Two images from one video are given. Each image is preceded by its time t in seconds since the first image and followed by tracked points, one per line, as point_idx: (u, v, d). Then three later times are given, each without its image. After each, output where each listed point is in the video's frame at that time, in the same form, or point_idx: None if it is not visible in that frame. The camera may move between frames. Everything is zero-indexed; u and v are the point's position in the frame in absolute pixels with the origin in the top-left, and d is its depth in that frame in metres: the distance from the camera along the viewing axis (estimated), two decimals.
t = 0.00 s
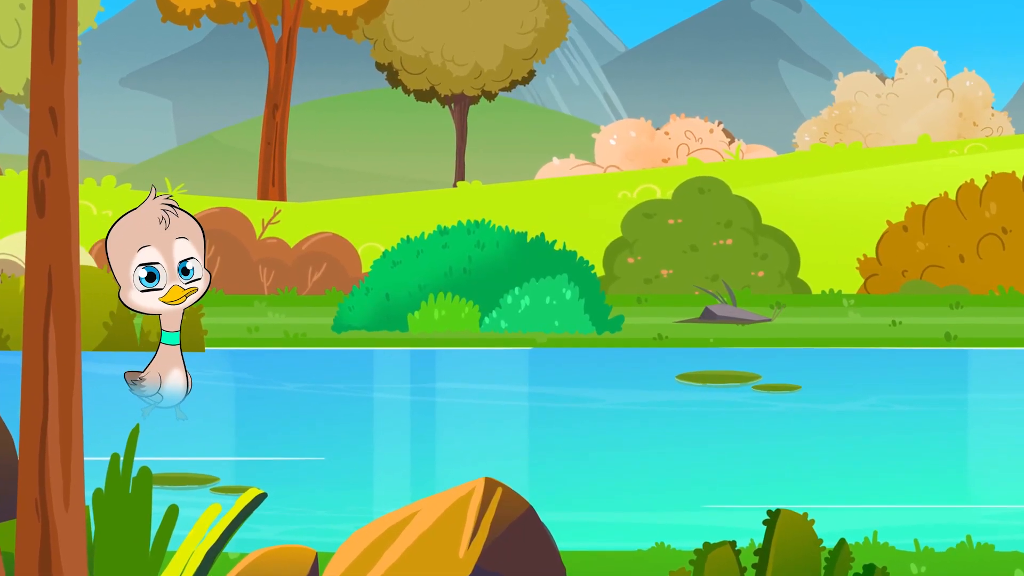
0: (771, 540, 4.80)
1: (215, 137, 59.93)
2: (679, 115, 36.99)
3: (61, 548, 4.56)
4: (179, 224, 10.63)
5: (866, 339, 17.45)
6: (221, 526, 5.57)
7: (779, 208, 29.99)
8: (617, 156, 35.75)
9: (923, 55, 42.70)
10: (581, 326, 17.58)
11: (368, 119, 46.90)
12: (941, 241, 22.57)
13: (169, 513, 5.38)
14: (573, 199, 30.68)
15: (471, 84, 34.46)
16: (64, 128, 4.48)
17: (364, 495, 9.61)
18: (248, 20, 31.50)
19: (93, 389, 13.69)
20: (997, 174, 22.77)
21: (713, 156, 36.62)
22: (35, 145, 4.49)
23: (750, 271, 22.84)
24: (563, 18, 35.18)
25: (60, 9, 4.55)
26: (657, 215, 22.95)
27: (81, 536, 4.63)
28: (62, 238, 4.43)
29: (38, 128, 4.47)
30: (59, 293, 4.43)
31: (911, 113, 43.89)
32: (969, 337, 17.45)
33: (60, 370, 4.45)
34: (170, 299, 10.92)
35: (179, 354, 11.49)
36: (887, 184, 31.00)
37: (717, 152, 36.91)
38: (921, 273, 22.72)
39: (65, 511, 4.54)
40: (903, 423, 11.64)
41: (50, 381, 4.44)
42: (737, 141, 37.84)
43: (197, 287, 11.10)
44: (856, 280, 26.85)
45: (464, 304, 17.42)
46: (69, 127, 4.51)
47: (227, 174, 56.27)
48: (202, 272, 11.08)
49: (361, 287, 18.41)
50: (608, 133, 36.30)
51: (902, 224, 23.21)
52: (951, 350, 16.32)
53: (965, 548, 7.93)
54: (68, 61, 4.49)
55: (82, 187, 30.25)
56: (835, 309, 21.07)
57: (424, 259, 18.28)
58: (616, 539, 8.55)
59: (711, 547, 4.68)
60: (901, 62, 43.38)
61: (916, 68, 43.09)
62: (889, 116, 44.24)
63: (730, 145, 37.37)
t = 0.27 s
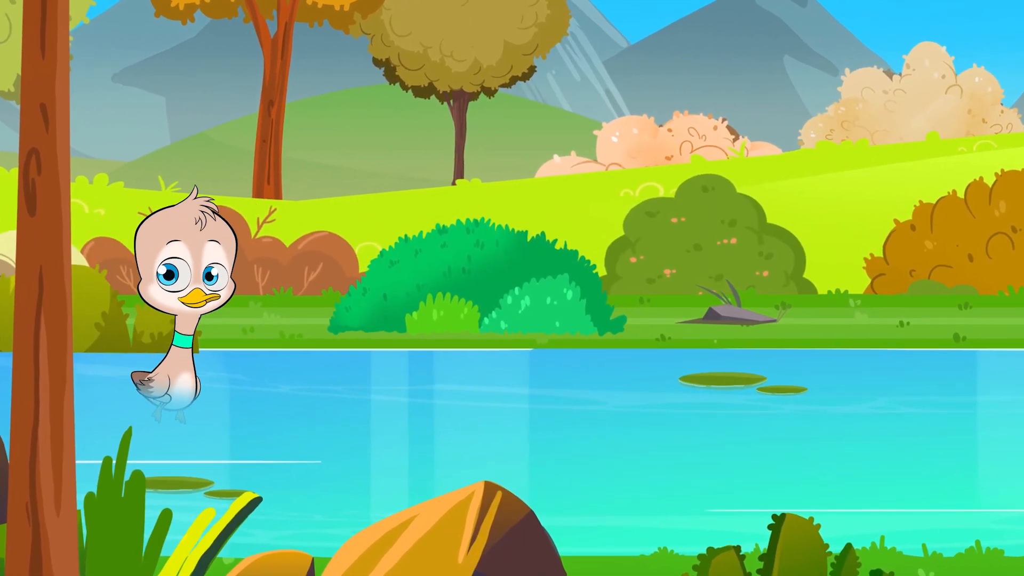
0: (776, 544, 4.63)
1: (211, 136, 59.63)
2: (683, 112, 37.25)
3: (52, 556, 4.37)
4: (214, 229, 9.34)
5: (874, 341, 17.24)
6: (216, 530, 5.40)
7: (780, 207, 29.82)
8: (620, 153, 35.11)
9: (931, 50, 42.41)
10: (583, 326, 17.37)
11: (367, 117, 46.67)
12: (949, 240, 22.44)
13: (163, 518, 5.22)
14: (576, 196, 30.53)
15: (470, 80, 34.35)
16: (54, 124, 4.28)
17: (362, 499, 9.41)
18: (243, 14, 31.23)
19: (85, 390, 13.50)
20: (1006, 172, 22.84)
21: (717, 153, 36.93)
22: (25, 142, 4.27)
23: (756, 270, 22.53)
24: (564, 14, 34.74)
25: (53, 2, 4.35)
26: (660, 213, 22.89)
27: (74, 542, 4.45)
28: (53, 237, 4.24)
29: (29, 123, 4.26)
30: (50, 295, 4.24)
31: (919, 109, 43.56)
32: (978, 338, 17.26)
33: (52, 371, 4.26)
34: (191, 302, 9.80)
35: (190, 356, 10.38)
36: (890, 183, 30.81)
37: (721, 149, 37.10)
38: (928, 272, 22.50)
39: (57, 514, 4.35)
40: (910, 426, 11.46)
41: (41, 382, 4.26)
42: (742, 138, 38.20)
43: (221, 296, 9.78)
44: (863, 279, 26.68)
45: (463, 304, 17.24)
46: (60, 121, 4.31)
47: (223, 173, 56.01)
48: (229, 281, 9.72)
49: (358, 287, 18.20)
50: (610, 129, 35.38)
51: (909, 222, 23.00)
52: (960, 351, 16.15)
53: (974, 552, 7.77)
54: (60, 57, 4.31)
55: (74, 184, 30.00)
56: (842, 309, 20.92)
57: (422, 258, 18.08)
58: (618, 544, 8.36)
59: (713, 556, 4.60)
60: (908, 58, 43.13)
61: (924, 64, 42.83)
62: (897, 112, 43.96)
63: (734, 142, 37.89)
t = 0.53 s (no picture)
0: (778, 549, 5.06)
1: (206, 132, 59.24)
2: (685, 109, 37.04)
3: (44, 556, 4.45)
4: (184, 227, 10.25)
5: (881, 342, 17.09)
6: (212, 533, 5.26)
7: (781, 205, 29.67)
8: (622, 151, 35.04)
9: (937, 45, 41.83)
10: (584, 327, 17.27)
11: (365, 115, 46.46)
12: (956, 240, 22.27)
13: (157, 521, 5.07)
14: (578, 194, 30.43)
15: (469, 76, 34.17)
16: (48, 123, 4.44)
17: (359, 502, 9.27)
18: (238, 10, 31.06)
19: (78, 392, 13.36)
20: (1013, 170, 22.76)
21: (720, 151, 36.90)
22: (18, 141, 4.45)
23: (759, 270, 22.38)
24: (564, 11, 34.74)
25: (45, 6, 4.54)
26: (662, 212, 22.78)
27: (66, 541, 4.54)
28: (45, 236, 4.38)
29: (22, 124, 4.43)
30: (43, 291, 4.38)
31: (926, 106, 42.66)
32: (985, 339, 17.13)
33: (44, 367, 4.38)
34: (176, 302, 10.42)
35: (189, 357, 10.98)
36: (893, 181, 30.67)
37: (724, 147, 37.07)
38: (935, 272, 22.36)
39: (49, 518, 4.45)
40: (916, 428, 11.34)
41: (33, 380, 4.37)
42: (746, 137, 38.12)
43: (205, 290, 10.45)
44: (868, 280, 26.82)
45: (462, 305, 17.12)
46: (53, 122, 4.47)
47: (220, 169, 55.68)
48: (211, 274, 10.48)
49: (355, 286, 18.02)
50: (611, 127, 35.40)
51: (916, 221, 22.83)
52: (966, 352, 16.04)
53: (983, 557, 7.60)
54: (52, 54, 4.47)
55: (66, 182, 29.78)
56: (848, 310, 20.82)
57: (420, 258, 17.88)
58: (619, 548, 8.22)
59: (717, 559, 5.04)
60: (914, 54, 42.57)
61: (930, 59, 42.22)
62: (903, 109, 42.98)
63: (737, 140, 37.58)
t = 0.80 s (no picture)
0: (784, 552, 4.91)
1: (202, 131, 59.07)
2: (688, 107, 36.77)
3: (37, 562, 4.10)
4: (215, 231, 9.27)
5: (887, 342, 16.94)
6: (209, 536, 5.12)
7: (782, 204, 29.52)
8: (623, 149, 35.00)
9: (943, 43, 40.90)
10: (585, 328, 17.10)
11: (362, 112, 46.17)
12: (963, 239, 22.25)
13: (153, 527, 4.89)
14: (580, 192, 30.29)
15: (468, 72, 34.02)
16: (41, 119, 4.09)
17: (357, 506, 9.11)
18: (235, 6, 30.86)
19: (71, 393, 13.22)
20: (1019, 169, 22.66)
21: (724, 149, 36.55)
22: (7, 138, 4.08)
23: (762, 270, 22.29)
24: (565, 9, 34.46)
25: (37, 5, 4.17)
26: (664, 211, 22.61)
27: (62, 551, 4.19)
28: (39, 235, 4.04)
29: (12, 120, 4.07)
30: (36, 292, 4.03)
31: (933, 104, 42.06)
32: (992, 340, 16.98)
33: (37, 368, 4.04)
34: (200, 307, 9.58)
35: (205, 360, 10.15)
36: (894, 180, 30.49)
37: (728, 145, 36.75)
38: (942, 272, 22.27)
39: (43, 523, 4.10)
40: (922, 430, 11.20)
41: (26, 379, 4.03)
42: (749, 134, 37.81)
43: (232, 296, 9.61)
44: (872, 279, 26.81)
45: (461, 305, 16.96)
46: (46, 118, 4.11)
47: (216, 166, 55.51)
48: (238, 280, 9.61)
49: (353, 287, 17.88)
50: (613, 125, 35.48)
51: (922, 220, 22.71)
52: (974, 353, 15.90)
53: (991, 560, 7.46)
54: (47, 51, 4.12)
55: (60, 179, 29.65)
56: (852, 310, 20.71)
57: (419, 257, 17.78)
58: (621, 553, 8.06)
59: (721, 561, 4.94)
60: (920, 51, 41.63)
61: (936, 57, 41.37)
62: (909, 106, 42.56)
63: (741, 137, 37.15)
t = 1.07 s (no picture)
0: (788, 554, 4.80)
1: (201, 129, 58.93)
2: (691, 105, 36.56)
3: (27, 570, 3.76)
4: (240, 230, 9.76)
5: (891, 343, 16.84)
6: (203, 540, 5.00)
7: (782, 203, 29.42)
8: (624, 147, 34.89)
9: (949, 40, 40.27)
10: (586, 328, 16.98)
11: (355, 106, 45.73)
12: (969, 238, 22.12)
13: (149, 531, 4.77)
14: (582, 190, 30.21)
15: (468, 70, 33.87)
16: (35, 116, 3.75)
17: (355, 508, 9.00)
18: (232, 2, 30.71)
19: (67, 394, 13.12)
20: None
21: (727, 146, 36.30)
22: None
23: (766, 269, 22.26)
24: (565, 4, 34.29)
25: None
26: (666, 210, 22.54)
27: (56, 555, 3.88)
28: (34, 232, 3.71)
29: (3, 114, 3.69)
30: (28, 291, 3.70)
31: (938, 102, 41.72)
32: (997, 340, 16.86)
33: (31, 372, 3.71)
34: (215, 307, 9.94)
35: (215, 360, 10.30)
36: (894, 179, 30.37)
37: (730, 143, 36.53)
38: (947, 272, 22.14)
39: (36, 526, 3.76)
40: (926, 432, 11.09)
41: (19, 384, 3.70)
42: (752, 132, 37.50)
43: (247, 299, 10.01)
44: (876, 280, 26.75)
45: (460, 306, 16.85)
46: (40, 114, 3.79)
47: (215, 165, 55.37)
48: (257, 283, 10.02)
49: (351, 287, 17.77)
50: (614, 123, 35.41)
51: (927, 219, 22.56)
52: (980, 354, 15.79)
53: (998, 563, 7.34)
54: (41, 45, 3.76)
55: (55, 178, 29.57)
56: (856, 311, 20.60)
57: (418, 257, 17.69)
58: (622, 556, 7.95)
59: (724, 565, 5.01)
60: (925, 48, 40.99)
61: (942, 54, 40.82)
62: (914, 104, 42.13)
63: (744, 136, 36.95)
